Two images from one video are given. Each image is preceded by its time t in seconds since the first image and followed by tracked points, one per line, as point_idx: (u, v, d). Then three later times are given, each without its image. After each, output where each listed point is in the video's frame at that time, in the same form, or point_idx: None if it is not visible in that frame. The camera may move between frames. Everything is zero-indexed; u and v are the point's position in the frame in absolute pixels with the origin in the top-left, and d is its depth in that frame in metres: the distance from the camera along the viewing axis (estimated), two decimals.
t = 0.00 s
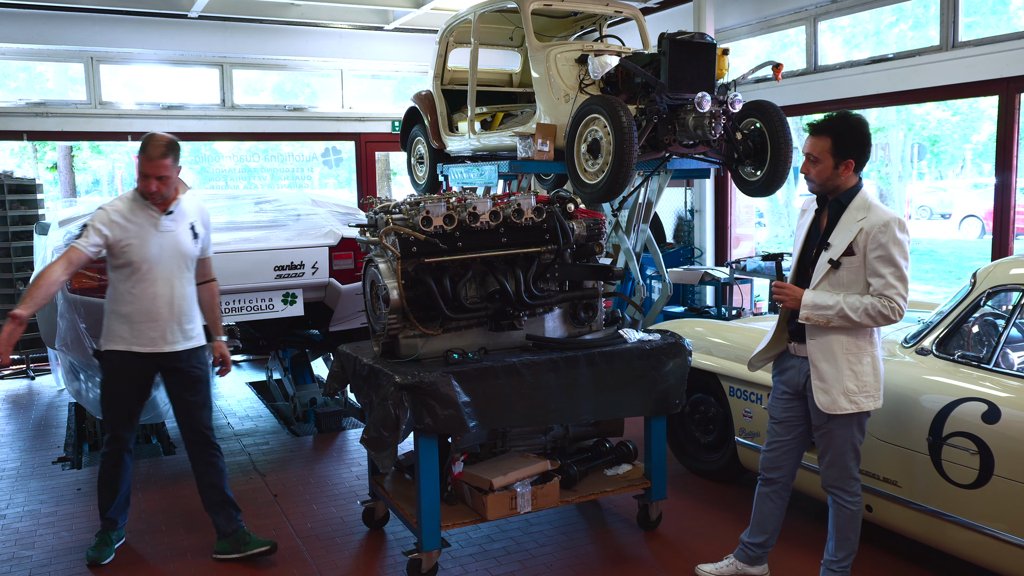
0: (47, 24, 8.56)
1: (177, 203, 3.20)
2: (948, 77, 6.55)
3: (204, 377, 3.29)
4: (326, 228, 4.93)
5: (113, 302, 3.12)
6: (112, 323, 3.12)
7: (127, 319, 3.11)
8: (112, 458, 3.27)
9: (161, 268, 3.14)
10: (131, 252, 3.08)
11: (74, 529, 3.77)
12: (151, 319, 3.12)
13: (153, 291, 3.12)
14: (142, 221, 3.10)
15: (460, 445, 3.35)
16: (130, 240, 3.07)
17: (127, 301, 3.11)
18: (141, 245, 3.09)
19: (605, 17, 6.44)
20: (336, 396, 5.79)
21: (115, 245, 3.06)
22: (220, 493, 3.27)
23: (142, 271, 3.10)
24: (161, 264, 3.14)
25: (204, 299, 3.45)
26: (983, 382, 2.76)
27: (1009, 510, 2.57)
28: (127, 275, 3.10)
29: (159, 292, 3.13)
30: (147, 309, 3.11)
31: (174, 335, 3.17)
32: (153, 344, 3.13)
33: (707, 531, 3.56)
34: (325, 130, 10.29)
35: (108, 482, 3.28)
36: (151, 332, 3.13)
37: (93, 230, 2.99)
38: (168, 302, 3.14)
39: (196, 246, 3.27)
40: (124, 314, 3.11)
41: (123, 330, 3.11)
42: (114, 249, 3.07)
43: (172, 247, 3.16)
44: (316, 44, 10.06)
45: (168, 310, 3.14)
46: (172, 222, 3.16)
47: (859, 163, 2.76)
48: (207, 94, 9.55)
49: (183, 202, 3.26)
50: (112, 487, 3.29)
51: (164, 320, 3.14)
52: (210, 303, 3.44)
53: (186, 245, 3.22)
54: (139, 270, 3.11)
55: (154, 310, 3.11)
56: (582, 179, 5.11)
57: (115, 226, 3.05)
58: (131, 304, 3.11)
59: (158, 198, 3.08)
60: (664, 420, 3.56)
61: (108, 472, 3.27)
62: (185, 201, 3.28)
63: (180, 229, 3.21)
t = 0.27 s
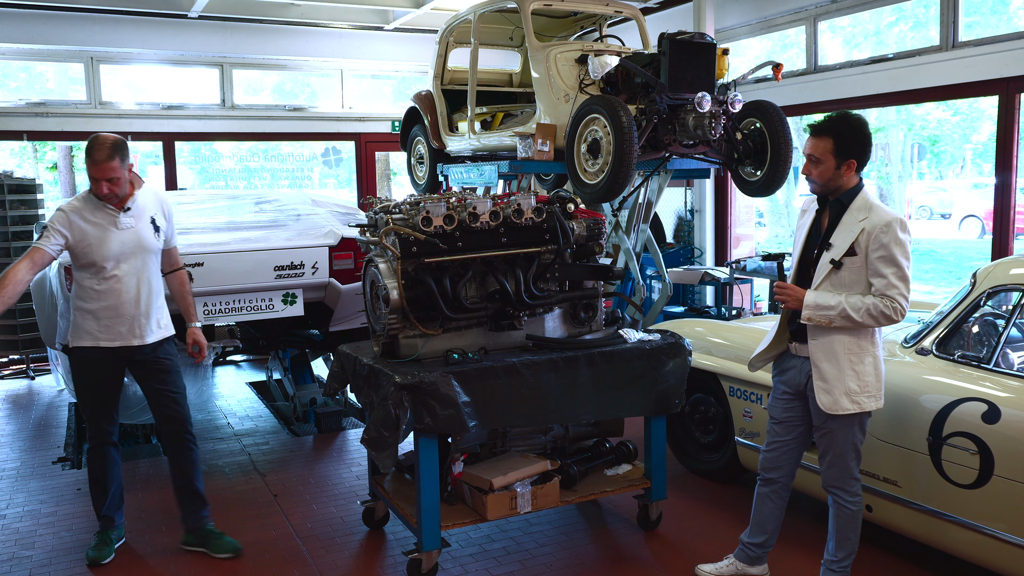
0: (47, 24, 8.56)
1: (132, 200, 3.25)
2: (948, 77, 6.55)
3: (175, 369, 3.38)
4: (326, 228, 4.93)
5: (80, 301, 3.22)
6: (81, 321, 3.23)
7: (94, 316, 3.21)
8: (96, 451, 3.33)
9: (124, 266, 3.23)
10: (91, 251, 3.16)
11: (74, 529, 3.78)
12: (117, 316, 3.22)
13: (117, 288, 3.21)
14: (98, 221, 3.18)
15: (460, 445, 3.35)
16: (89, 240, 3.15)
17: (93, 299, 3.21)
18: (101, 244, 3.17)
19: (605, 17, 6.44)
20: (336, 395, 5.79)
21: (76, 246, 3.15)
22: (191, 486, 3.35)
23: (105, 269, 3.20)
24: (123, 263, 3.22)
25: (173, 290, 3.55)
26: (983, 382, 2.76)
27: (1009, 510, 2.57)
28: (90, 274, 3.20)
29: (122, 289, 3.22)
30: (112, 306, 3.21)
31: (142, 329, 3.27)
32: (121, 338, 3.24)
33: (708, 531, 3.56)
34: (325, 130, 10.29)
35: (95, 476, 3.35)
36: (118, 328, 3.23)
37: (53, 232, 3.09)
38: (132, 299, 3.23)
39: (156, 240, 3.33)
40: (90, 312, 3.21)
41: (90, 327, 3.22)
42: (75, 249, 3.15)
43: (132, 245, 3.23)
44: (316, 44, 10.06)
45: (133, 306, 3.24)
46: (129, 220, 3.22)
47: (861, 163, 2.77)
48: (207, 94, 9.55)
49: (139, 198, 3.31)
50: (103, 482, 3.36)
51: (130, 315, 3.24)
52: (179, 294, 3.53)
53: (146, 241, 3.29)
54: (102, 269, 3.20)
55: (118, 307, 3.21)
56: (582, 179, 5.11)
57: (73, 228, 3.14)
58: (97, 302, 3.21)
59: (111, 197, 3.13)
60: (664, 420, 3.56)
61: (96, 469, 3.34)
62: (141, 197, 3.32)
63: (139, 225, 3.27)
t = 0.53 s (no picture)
0: (47, 24, 8.56)
1: (115, 197, 3.28)
2: (948, 77, 6.55)
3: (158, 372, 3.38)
4: (326, 228, 4.93)
5: (66, 299, 3.23)
6: (68, 319, 3.23)
7: (81, 313, 3.22)
8: (91, 451, 3.33)
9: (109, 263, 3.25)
10: (76, 249, 3.18)
11: (74, 529, 3.77)
12: (103, 312, 3.23)
13: (102, 284, 3.22)
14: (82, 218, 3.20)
15: (460, 445, 3.35)
16: (73, 237, 3.17)
17: (80, 296, 3.21)
18: (86, 242, 3.19)
19: (605, 17, 6.44)
20: (336, 395, 5.79)
21: (61, 244, 3.17)
22: (174, 487, 3.39)
23: (90, 266, 3.21)
24: (108, 259, 3.24)
25: (162, 288, 3.56)
26: (983, 382, 2.76)
27: (1009, 509, 2.58)
28: (76, 271, 3.21)
29: (107, 285, 3.23)
30: (99, 303, 3.22)
31: (129, 325, 3.28)
32: (108, 335, 3.24)
33: (708, 531, 3.56)
34: (325, 130, 10.29)
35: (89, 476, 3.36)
36: (105, 324, 3.24)
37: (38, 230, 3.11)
38: (117, 295, 3.24)
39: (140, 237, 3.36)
40: (77, 310, 3.22)
41: (77, 324, 3.22)
42: (60, 247, 3.17)
43: (116, 241, 3.26)
44: (316, 44, 10.06)
45: (119, 302, 3.25)
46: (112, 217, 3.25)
47: (861, 164, 2.77)
48: (207, 94, 9.55)
49: (122, 194, 3.34)
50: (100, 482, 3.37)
51: (116, 311, 3.25)
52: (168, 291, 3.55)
53: (130, 238, 3.31)
54: (87, 266, 3.21)
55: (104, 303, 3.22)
56: (582, 179, 5.11)
57: (58, 225, 3.16)
58: (84, 299, 3.22)
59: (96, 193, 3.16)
60: (664, 420, 3.56)
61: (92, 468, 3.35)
62: (124, 194, 3.35)
63: (123, 222, 3.30)
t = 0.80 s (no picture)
0: (47, 24, 8.56)
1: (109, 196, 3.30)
2: (948, 77, 6.55)
3: (154, 372, 3.38)
4: (326, 228, 4.93)
5: (59, 297, 3.22)
6: (61, 318, 3.22)
7: (74, 311, 3.22)
8: (89, 451, 3.33)
9: (102, 260, 3.25)
10: (70, 247, 3.18)
11: (74, 529, 3.77)
12: (97, 310, 3.23)
13: (96, 282, 3.22)
14: (76, 217, 3.21)
15: (460, 445, 3.35)
16: (67, 235, 3.18)
17: (73, 294, 3.21)
18: (80, 240, 3.20)
19: (605, 17, 6.44)
20: (336, 395, 5.79)
21: (55, 242, 3.17)
22: (173, 487, 3.39)
23: (84, 264, 3.21)
24: (101, 257, 3.24)
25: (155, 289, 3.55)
26: (983, 382, 2.76)
27: (1009, 510, 2.58)
28: (69, 268, 3.21)
29: (101, 283, 3.23)
30: (92, 301, 3.22)
31: (122, 323, 3.29)
32: (101, 334, 3.24)
33: (708, 531, 3.56)
34: (325, 130, 10.29)
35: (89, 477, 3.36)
36: (98, 323, 3.24)
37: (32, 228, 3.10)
38: (111, 293, 3.24)
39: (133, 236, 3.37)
40: (71, 308, 3.21)
41: (70, 322, 3.22)
42: (54, 245, 3.17)
43: (109, 239, 3.27)
44: (316, 44, 10.05)
45: (112, 301, 3.25)
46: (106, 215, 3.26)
47: (862, 164, 2.77)
48: (207, 94, 9.56)
49: (114, 194, 3.36)
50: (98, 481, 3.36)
51: (109, 309, 3.25)
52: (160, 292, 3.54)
53: (124, 236, 3.32)
54: (80, 264, 3.21)
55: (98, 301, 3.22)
56: (582, 179, 5.11)
57: (52, 223, 3.16)
58: (78, 297, 3.21)
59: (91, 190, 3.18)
60: (664, 420, 3.56)
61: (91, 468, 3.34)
62: (117, 193, 3.37)
63: (117, 220, 3.31)
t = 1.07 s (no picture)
0: (47, 24, 8.56)
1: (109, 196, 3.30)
2: (947, 77, 6.55)
3: (153, 372, 3.38)
4: (326, 228, 4.93)
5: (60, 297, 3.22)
6: (61, 318, 3.22)
7: (74, 311, 3.21)
8: (90, 451, 3.33)
9: (102, 260, 3.24)
10: (70, 246, 3.18)
11: (74, 529, 3.77)
12: (97, 309, 3.23)
13: (96, 282, 3.22)
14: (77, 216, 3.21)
15: (460, 445, 3.35)
16: (67, 234, 3.18)
17: (74, 294, 3.21)
18: (80, 239, 3.20)
19: (605, 17, 6.44)
20: (336, 395, 5.79)
21: (55, 241, 3.17)
22: (172, 486, 3.39)
23: (84, 263, 3.21)
24: (102, 257, 3.24)
25: (154, 289, 3.56)
26: (983, 382, 2.76)
27: (1009, 510, 2.58)
28: (69, 268, 3.20)
29: (100, 283, 3.23)
30: (93, 301, 3.22)
31: (123, 323, 3.29)
32: (101, 333, 3.24)
33: (708, 531, 3.56)
34: (325, 130, 10.29)
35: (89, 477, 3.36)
36: (99, 322, 3.24)
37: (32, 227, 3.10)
38: (111, 292, 3.24)
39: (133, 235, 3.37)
40: (71, 308, 3.21)
41: (71, 322, 3.22)
42: (54, 245, 3.17)
43: (109, 238, 3.27)
44: (316, 44, 10.06)
45: (113, 300, 3.25)
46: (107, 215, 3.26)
47: (862, 164, 2.77)
48: (207, 94, 9.56)
49: (115, 194, 3.36)
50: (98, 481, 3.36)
51: (109, 309, 3.25)
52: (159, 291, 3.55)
53: (124, 235, 3.32)
54: (81, 263, 3.21)
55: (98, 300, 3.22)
56: (582, 179, 5.11)
57: (52, 222, 3.16)
58: (78, 296, 3.21)
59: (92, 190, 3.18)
60: (664, 420, 3.56)
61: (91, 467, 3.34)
62: (117, 193, 3.37)
63: (118, 220, 3.31)
